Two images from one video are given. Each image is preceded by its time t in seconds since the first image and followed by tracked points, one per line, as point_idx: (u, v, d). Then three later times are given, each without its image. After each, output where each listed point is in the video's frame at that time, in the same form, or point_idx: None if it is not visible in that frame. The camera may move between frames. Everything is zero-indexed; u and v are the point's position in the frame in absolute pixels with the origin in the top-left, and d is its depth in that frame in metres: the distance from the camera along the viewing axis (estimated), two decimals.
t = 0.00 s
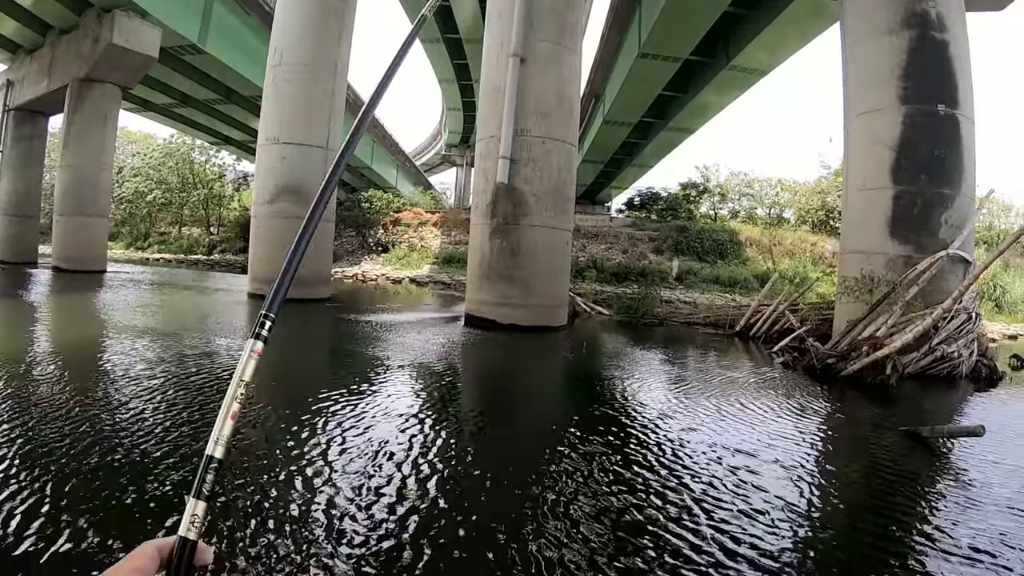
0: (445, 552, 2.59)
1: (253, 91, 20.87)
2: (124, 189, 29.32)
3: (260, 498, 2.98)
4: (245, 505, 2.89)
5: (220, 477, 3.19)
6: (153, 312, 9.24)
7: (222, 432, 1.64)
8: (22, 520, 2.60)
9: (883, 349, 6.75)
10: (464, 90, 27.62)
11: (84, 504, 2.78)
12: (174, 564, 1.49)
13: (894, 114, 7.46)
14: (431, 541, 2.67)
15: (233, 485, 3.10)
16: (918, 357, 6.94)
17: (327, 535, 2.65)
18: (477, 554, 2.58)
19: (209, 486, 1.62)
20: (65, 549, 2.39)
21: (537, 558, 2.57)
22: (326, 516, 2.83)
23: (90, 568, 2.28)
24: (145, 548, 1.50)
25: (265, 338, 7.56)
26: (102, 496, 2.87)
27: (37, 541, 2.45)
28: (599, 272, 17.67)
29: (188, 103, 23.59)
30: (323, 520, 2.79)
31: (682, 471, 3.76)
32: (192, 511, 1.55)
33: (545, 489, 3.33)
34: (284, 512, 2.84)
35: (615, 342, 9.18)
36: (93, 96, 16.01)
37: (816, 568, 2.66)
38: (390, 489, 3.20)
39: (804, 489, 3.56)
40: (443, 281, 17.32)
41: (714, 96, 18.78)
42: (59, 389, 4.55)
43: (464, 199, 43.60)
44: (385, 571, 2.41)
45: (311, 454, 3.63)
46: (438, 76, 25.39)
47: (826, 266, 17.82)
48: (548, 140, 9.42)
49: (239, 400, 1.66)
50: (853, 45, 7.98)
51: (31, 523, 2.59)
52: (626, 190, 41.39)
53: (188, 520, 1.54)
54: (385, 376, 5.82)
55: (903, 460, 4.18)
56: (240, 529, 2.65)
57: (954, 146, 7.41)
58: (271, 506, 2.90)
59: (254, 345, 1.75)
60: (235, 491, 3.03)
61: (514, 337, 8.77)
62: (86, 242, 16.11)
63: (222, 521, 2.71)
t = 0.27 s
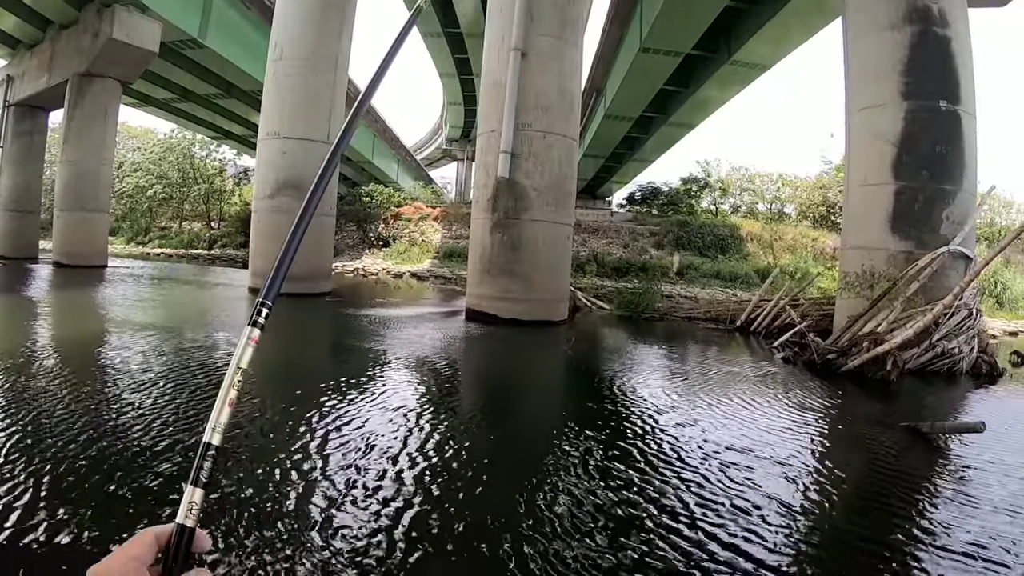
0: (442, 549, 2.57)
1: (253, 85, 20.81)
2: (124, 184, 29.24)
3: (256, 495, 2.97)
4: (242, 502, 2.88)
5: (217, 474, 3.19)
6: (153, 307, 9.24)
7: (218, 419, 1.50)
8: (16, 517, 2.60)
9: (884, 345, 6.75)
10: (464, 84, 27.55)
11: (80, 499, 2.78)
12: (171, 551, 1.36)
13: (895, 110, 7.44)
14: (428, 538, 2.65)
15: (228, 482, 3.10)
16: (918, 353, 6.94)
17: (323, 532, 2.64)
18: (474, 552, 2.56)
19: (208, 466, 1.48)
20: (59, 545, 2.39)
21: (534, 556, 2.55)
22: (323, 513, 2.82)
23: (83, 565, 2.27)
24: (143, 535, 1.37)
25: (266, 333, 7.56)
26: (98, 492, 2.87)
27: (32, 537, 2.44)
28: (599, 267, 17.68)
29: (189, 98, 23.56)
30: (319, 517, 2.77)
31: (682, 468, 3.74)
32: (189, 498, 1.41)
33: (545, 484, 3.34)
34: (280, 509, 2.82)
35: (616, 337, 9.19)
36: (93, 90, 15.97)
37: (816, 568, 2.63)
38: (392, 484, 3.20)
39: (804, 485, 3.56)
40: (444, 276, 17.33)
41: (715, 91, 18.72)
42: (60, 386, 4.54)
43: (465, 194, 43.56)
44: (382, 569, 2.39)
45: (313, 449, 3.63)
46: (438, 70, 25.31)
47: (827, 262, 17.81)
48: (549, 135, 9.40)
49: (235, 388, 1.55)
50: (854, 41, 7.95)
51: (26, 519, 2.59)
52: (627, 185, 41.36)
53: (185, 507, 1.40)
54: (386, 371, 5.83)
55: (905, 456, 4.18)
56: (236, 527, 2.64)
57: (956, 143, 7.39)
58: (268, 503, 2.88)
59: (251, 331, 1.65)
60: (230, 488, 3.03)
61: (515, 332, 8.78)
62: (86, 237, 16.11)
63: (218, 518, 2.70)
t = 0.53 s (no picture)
0: (439, 546, 2.56)
1: (254, 81, 20.78)
2: (126, 180, 29.24)
3: (253, 492, 2.95)
4: (238, 499, 2.86)
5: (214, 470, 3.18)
6: (154, 303, 9.24)
7: (215, 402, 1.35)
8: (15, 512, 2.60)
9: (885, 341, 6.75)
10: (466, 80, 27.48)
11: (79, 495, 2.79)
12: (168, 537, 1.24)
13: (898, 106, 7.41)
14: (425, 537, 2.62)
15: (224, 478, 3.09)
16: (920, 349, 6.93)
17: (319, 530, 2.62)
18: (471, 551, 2.53)
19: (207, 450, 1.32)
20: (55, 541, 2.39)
21: (532, 556, 2.52)
22: (320, 510, 2.80)
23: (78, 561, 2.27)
24: (139, 520, 1.26)
25: (267, 328, 7.57)
26: (96, 488, 2.87)
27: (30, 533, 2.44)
28: (601, 263, 17.66)
29: (190, 94, 23.54)
30: (316, 515, 2.75)
31: (684, 466, 3.71)
32: (186, 484, 1.28)
33: (544, 479, 3.35)
34: (277, 507, 2.80)
35: (617, 333, 9.19)
36: (94, 87, 15.95)
37: (814, 566, 2.62)
38: (392, 479, 3.21)
39: (803, 481, 3.57)
40: (445, 271, 17.32)
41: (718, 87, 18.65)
42: (63, 382, 4.55)
43: (466, 190, 43.53)
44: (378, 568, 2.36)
45: (314, 444, 3.65)
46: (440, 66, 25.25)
47: (829, 259, 17.77)
48: (551, 130, 9.38)
49: (233, 370, 1.37)
50: (857, 36, 7.92)
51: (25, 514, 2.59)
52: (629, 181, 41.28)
53: (181, 492, 1.28)
54: (388, 367, 5.85)
55: (906, 453, 4.18)
56: (232, 524, 2.62)
57: (959, 139, 7.37)
58: (264, 500, 2.87)
59: (248, 315, 1.47)
60: (225, 484, 3.02)
61: (517, 328, 8.78)
62: (88, 234, 16.13)
63: (213, 515, 2.68)
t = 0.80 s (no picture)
0: (444, 544, 2.56)
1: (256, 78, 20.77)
2: (129, 177, 29.26)
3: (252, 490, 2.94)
4: (236, 497, 2.85)
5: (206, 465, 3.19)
6: (157, 299, 9.26)
7: (205, 380, 1.36)
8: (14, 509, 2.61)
9: (887, 338, 6.75)
10: (468, 76, 27.42)
11: (75, 493, 2.80)
12: (157, 521, 1.23)
13: (901, 102, 7.38)
14: (422, 536, 2.61)
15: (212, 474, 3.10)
16: (923, 346, 6.91)
17: (315, 530, 2.60)
18: (467, 551, 2.51)
19: (196, 430, 1.34)
20: (48, 540, 2.39)
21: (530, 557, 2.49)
22: (318, 509, 2.79)
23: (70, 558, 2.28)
24: (128, 501, 1.22)
25: (270, 325, 7.59)
26: (93, 486, 2.87)
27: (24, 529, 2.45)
28: (604, 259, 17.64)
29: (193, 91, 23.55)
30: (313, 515, 2.73)
31: (686, 463, 3.69)
32: (176, 464, 1.28)
33: (548, 476, 3.34)
34: (275, 506, 2.79)
35: (619, 329, 9.19)
36: (96, 84, 15.97)
37: (819, 564, 2.61)
38: (396, 476, 3.21)
39: (806, 477, 3.57)
40: (448, 268, 17.32)
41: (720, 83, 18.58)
42: (67, 379, 4.56)
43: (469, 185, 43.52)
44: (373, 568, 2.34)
45: (319, 441, 3.65)
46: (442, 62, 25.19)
47: (833, 255, 17.72)
48: (553, 126, 9.37)
49: (222, 349, 1.39)
50: (860, 32, 7.88)
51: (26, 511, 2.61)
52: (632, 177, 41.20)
53: (171, 475, 1.27)
54: (391, 363, 5.86)
55: (909, 450, 4.17)
56: (228, 522, 2.62)
57: (962, 135, 7.34)
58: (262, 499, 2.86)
59: (238, 287, 1.42)
60: (221, 481, 3.02)
61: (519, 324, 8.78)
62: (91, 231, 16.16)
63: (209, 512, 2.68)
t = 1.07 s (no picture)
0: (446, 543, 2.55)
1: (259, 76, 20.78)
2: (132, 176, 29.32)
3: (253, 488, 2.95)
4: (237, 495, 2.86)
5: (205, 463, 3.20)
6: (161, 298, 9.28)
7: (199, 351, 1.28)
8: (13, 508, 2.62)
9: (891, 336, 6.73)
10: (471, 73, 27.40)
11: (74, 491, 2.81)
12: (151, 500, 1.19)
13: (905, 99, 7.35)
14: (419, 535, 2.61)
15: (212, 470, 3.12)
16: (926, 343, 6.89)
17: (314, 528, 2.60)
18: (464, 550, 2.50)
19: (193, 403, 1.26)
20: (43, 539, 2.39)
21: (525, 556, 2.48)
22: (317, 507, 2.79)
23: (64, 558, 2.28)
24: (120, 481, 1.20)
25: (274, 323, 7.59)
26: (92, 485, 2.88)
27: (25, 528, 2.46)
28: (607, 256, 17.62)
29: (196, 89, 23.58)
30: (312, 513, 2.73)
31: (687, 461, 3.68)
32: (170, 440, 1.21)
33: (551, 475, 3.33)
34: (275, 504, 2.80)
35: (622, 326, 9.19)
36: (99, 83, 16.00)
37: (823, 563, 2.60)
38: (397, 475, 3.21)
39: (810, 476, 3.55)
40: (451, 265, 17.32)
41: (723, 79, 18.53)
42: (71, 378, 4.58)
43: (472, 183, 43.48)
44: (370, 567, 2.34)
45: (321, 440, 3.65)
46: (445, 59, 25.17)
47: (836, 251, 17.68)
48: (556, 124, 9.36)
49: (219, 319, 1.29)
50: (864, 28, 7.84)
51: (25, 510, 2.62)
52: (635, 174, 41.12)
53: (165, 450, 1.21)
54: (394, 361, 5.86)
55: (914, 448, 4.15)
56: (227, 520, 2.63)
57: (965, 132, 7.30)
58: (262, 496, 2.86)
59: (235, 254, 1.33)
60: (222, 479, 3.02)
61: (522, 321, 8.78)
62: (94, 229, 16.19)
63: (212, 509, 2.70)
